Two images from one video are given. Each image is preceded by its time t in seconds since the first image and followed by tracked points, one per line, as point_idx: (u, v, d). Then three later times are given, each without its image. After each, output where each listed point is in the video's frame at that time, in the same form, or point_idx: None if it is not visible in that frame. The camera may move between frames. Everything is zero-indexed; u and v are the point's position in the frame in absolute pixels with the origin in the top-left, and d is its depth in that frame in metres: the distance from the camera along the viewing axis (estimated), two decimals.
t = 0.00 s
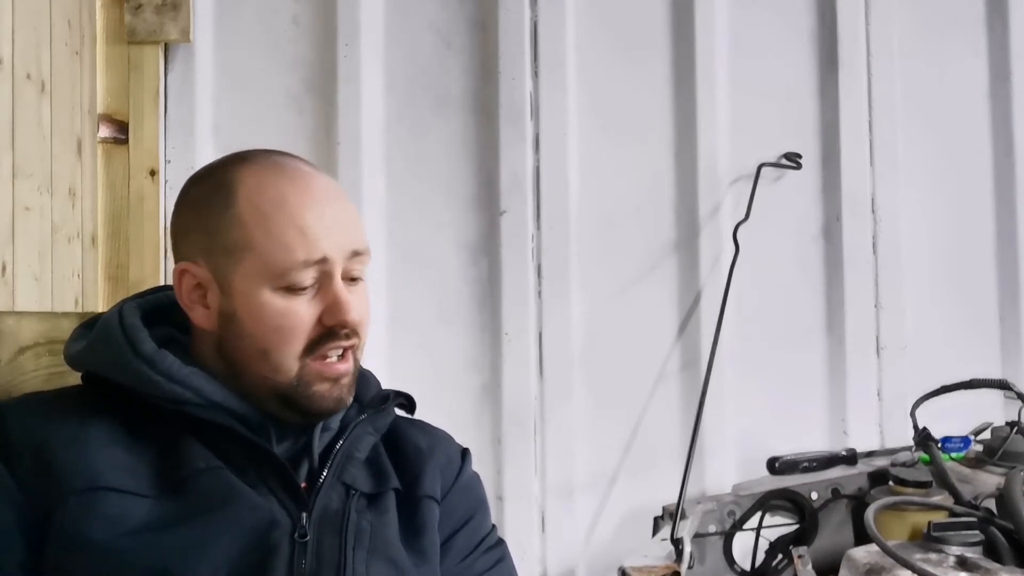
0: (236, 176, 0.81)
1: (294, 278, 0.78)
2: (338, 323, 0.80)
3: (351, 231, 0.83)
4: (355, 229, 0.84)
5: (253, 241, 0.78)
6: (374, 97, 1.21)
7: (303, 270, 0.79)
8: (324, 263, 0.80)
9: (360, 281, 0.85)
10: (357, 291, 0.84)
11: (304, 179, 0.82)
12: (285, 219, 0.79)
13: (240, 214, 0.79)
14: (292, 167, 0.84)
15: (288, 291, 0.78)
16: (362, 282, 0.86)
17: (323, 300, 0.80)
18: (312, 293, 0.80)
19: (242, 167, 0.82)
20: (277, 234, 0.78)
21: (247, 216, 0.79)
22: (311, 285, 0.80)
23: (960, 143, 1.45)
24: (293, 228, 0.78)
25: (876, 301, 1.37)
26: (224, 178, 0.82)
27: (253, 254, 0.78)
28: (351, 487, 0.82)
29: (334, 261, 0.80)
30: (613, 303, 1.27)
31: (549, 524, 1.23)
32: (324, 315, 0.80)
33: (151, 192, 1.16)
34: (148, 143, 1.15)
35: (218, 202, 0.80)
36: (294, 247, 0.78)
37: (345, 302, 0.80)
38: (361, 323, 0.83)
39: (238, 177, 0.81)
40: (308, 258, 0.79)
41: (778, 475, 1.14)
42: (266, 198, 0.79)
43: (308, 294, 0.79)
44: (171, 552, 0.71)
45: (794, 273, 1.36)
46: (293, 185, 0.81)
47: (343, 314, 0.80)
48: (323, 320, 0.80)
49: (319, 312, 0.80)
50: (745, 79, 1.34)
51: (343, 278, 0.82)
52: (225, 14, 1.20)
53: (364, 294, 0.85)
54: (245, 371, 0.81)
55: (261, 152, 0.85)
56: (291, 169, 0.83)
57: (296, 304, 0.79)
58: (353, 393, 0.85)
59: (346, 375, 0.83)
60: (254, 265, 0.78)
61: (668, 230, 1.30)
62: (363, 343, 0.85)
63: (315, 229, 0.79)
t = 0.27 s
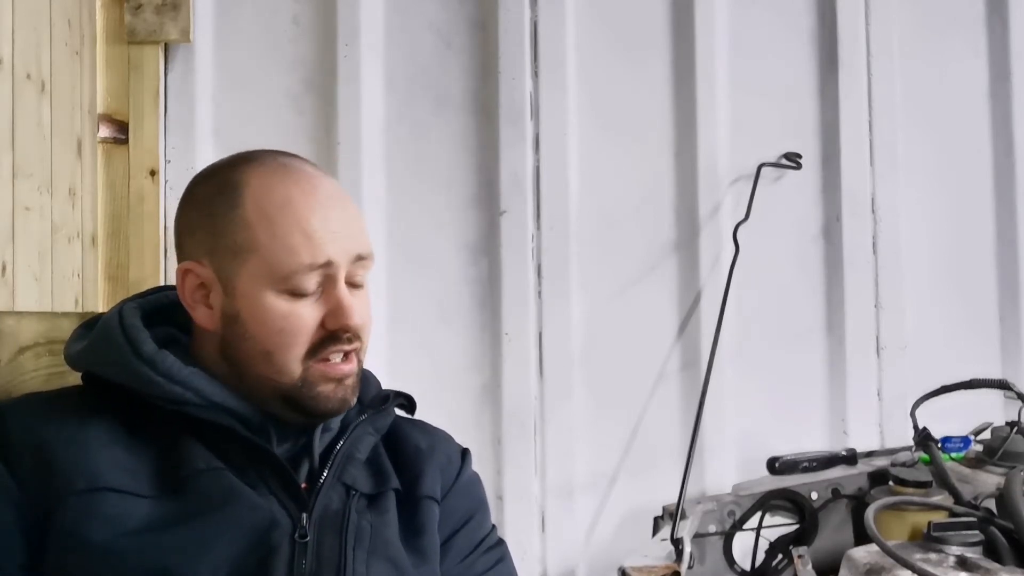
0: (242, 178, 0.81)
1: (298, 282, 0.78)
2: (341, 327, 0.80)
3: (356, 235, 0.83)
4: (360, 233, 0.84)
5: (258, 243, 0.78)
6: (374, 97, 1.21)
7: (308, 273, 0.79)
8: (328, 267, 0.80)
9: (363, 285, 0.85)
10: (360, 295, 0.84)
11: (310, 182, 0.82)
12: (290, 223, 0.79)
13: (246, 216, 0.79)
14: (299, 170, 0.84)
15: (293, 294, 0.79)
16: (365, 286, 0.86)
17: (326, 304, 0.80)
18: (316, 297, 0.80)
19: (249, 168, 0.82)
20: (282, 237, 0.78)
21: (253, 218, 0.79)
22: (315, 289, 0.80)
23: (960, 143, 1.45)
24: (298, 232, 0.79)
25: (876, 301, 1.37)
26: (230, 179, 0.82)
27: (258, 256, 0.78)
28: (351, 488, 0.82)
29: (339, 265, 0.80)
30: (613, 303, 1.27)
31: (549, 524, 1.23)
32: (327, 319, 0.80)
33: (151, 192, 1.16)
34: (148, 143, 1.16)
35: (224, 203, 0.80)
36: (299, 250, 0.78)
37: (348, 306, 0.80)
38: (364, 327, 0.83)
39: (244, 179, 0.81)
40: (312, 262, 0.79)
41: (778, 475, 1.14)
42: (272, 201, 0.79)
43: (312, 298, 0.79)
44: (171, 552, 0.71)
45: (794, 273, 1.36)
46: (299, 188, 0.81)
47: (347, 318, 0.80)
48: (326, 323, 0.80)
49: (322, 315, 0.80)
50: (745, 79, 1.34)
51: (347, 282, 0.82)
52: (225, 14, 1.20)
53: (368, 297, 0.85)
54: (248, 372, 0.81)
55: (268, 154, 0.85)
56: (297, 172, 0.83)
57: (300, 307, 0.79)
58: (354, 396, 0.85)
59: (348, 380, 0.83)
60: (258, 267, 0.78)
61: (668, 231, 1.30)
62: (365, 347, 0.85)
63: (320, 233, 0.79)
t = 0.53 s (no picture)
0: (245, 178, 0.81)
1: (298, 281, 0.78)
2: (341, 327, 0.80)
3: (358, 236, 0.83)
4: (362, 234, 0.84)
5: (260, 242, 0.78)
6: (374, 97, 1.21)
7: (308, 273, 0.79)
8: (329, 267, 0.80)
9: (363, 286, 0.85)
10: (360, 296, 0.84)
11: (313, 183, 0.83)
12: (292, 223, 0.79)
13: (248, 215, 0.79)
14: (302, 170, 0.84)
15: (293, 294, 0.79)
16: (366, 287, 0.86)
17: (327, 304, 0.80)
18: (316, 297, 0.80)
19: (252, 168, 0.82)
20: (283, 237, 0.78)
21: (255, 217, 0.79)
22: (315, 289, 0.80)
23: (960, 143, 1.45)
24: (299, 231, 0.79)
25: (876, 301, 1.37)
26: (233, 179, 0.82)
27: (259, 255, 0.78)
28: (351, 488, 0.82)
29: (340, 265, 0.80)
30: (613, 303, 1.27)
31: (549, 524, 1.23)
32: (327, 319, 0.80)
33: (151, 192, 1.16)
34: (148, 143, 1.16)
35: (226, 203, 0.80)
36: (300, 250, 0.78)
37: (348, 307, 0.80)
38: (363, 328, 0.82)
39: (247, 179, 0.81)
40: (313, 261, 0.79)
41: (778, 475, 1.14)
42: (274, 201, 0.80)
43: (312, 298, 0.79)
44: (171, 552, 0.71)
45: (794, 273, 1.36)
46: (301, 188, 0.81)
47: (347, 318, 0.80)
48: (326, 324, 0.80)
49: (322, 315, 0.80)
50: (745, 79, 1.34)
51: (348, 283, 0.82)
52: (226, 14, 1.20)
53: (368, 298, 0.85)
54: (247, 371, 0.81)
55: (271, 154, 0.86)
56: (300, 173, 0.83)
57: (300, 307, 0.79)
58: (352, 397, 0.85)
59: (346, 381, 0.83)
60: (259, 266, 0.78)
61: (668, 231, 1.30)
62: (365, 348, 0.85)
63: (322, 233, 0.79)
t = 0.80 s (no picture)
0: (248, 177, 0.81)
1: (304, 280, 0.78)
2: (346, 325, 0.80)
3: (362, 234, 0.83)
4: (365, 232, 0.84)
5: (264, 241, 0.78)
6: (374, 97, 1.21)
7: (313, 272, 0.79)
8: (333, 266, 0.80)
9: (367, 284, 0.85)
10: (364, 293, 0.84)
11: (316, 182, 0.83)
12: (298, 223, 0.79)
13: (251, 215, 0.79)
14: (304, 169, 0.84)
15: (298, 294, 0.79)
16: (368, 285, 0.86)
17: (331, 302, 0.80)
18: (321, 295, 0.80)
19: (254, 167, 0.82)
20: (288, 236, 0.78)
21: (259, 217, 0.79)
22: (320, 287, 0.80)
23: (960, 143, 1.45)
24: (304, 230, 0.79)
25: (876, 301, 1.37)
26: (236, 178, 0.82)
27: (263, 254, 0.78)
28: (351, 489, 0.82)
29: (344, 264, 0.80)
30: (613, 303, 1.27)
31: (549, 524, 1.23)
32: (332, 317, 0.80)
33: (151, 192, 1.16)
34: (148, 143, 1.16)
35: (229, 202, 0.80)
36: (305, 249, 0.78)
37: (353, 305, 0.80)
38: (367, 325, 0.83)
39: (250, 178, 0.81)
40: (318, 260, 0.79)
41: (778, 475, 1.14)
42: (278, 200, 0.79)
43: (317, 296, 0.80)
44: (171, 553, 0.71)
45: (794, 272, 1.36)
46: (305, 187, 0.81)
47: (351, 316, 0.80)
48: (331, 322, 0.80)
49: (327, 314, 0.80)
50: (745, 79, 1.34)
51: (352, 281, 0.82)
52: (225, 14, 1.20)
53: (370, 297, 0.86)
54: (251, 370, 0.81)
55: (272, 153, 0.85)
56: (303, 172, 0.83)
57: (304, 307, 0.79)
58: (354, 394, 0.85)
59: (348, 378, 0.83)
60: (264, 265, 0.78)
61: (668, 231, 1.30)
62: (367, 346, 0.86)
63: (326, 232, 0.80)
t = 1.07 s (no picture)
0: (255, 178, 0.81)
1: (311, 281, 0.78)
2: (353, 327, 0.80)
3: (368, 237, 0.83)
4: (371, 235, 0.84)
5: (272, 243, 0.78)
6: (374, 97, 1.21)
7: (321, 274, 0.79)
8: (341, 268, 0.80)
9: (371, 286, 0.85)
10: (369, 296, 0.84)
11: (323, 184, 0.83)
12: (305, 223, 0.79)
13: (259, 216, 0.79)
14: (311, 171, 0.84)
15: (305, 295, 0.79)
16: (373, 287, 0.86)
17: (338, 304, 0.80)
18: (328, 297, 0.80)
19: (260, 169, 0.82)
20: (296, 238, 0.78)
21: (267, 218, 0.79)
22: (327, 289, 0.80)
23: (960, 143, 1.45)
24: (312, 232, 0.79)
25: (876, 301, 1.37)
26: (241, 178, 0.82)
27: (271, 256, 0.78)
28: (351, 489, 0.82)
29: (351, 266, 0.81)
30: (613, 303, 1.27)
31: (549, 524, 1.23)
32: (338, 319, 0.80)
33: (151, 192, 1.16)
34: (148, 143, 1.16)
35: (236, 203, 0.80)
36: (313, 251, 0.78)
37: (359, 307, 0.81)
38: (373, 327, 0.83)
39: (256, 179, 0.81)
40: (325, 262, 0.79)
41: (778, 475, 1.14)
42: (286, 202, 0.80)
43: (324, 298, 0.80)
44: (171, 553, 0.71)
45: (793, 272, 1.36)
46: (312, 189, 0.81)
47: (358, 318, 0.80)
48: (337, 324, 0.80)
49: (334, 316, 0.80)
50: (745, 79, 1.34)
51: (358, 284, 0.82)
52: (225, 14, 1.20)
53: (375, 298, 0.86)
54: (257, 371, 0.81)
55: (278, 155, 0.85)
56: (310, 174, 0.83)
57: (312, 308, 0.79)
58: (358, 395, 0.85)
59: (353, 379, 0.83)
60: (271, 266, 0.78)
61: (668, 231, 1.30)
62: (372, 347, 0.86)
63: (334, 234, 0.80)
